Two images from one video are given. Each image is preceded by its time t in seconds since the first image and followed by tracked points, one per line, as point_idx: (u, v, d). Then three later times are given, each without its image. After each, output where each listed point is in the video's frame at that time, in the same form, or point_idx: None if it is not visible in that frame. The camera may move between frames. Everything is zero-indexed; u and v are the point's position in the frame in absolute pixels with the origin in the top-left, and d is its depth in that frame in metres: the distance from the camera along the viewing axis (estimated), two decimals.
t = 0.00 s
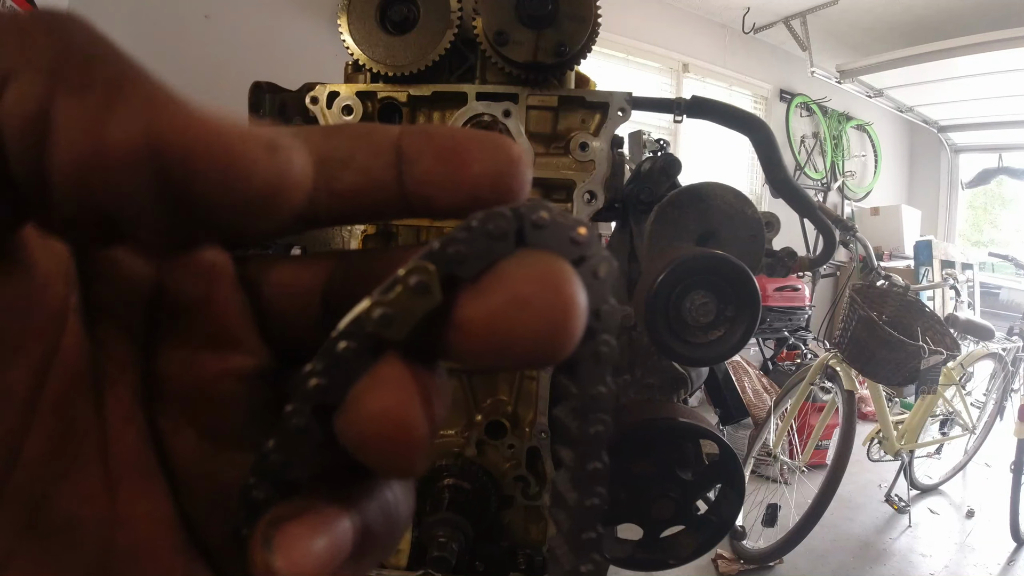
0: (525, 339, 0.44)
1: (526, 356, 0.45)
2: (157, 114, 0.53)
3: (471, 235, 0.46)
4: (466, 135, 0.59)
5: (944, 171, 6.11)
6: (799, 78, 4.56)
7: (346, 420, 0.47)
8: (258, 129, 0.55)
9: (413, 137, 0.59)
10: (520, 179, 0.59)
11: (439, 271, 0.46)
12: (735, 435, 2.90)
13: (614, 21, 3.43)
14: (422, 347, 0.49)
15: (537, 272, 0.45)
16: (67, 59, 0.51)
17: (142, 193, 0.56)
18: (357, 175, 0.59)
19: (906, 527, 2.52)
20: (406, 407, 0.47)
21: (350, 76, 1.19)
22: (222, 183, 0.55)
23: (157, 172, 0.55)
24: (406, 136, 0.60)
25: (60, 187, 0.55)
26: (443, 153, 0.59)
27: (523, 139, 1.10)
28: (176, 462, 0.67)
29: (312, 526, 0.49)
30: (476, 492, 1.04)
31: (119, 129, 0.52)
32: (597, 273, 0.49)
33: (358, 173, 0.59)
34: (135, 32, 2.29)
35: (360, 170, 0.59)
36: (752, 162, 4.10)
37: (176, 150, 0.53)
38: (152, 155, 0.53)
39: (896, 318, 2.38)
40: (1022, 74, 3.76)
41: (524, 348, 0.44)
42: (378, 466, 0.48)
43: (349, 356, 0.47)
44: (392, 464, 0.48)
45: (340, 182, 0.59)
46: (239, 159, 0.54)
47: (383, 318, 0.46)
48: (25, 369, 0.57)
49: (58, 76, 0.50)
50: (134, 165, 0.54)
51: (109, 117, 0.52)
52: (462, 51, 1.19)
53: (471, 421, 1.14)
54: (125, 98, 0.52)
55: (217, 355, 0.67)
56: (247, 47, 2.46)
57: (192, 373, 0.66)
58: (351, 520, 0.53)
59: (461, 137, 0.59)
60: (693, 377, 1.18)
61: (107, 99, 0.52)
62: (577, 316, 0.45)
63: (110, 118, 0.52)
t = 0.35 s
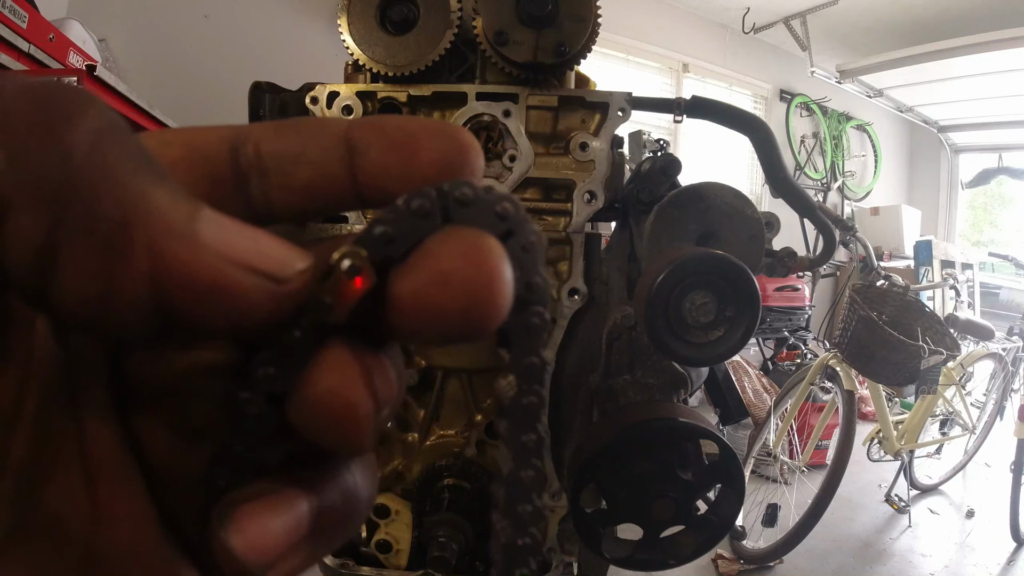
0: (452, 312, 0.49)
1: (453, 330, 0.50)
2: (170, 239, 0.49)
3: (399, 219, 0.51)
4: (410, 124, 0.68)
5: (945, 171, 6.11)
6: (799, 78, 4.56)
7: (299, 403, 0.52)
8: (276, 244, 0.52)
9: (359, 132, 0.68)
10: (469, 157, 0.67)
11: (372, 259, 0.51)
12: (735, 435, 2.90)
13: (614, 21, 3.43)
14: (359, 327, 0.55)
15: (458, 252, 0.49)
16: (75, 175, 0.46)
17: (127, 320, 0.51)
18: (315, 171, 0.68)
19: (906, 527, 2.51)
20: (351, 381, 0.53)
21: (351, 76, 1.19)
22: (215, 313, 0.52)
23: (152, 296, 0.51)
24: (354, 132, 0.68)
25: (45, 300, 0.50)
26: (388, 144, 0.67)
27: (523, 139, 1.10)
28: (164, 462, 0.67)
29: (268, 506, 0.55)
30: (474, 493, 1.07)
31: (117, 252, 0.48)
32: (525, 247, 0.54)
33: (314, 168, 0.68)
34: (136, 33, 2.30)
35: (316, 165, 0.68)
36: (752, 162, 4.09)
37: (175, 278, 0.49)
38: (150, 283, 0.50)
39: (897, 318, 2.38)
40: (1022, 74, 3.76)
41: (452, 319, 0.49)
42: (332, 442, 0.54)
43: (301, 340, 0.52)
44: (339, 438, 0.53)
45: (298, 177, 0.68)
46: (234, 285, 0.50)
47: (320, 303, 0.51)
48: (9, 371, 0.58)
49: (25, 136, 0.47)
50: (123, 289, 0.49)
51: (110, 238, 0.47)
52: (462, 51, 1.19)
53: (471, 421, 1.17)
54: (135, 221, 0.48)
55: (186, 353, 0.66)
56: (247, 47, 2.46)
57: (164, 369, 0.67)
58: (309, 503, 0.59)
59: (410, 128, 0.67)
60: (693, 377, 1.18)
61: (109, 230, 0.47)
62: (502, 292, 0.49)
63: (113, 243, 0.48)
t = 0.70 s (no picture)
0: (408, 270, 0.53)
1: (406, 292, 0.54)
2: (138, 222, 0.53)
3: (345, 189, 0.54)
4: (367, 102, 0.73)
5: (945, 171, 6.11)
6: (799, 78, 4.56)
7: (255, 377, 0.57)
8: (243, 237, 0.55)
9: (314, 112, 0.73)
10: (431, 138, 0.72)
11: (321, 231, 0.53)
12: (735, 435, 2.90)
13: (615, 21, 3.44)
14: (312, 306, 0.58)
15: (408, 212, 0.52)
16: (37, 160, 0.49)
17: (91, 299, 0.55)
18: (270, 151, 0.74)
19: (906, 527, 2.51)
20: (303, 357, 0.57)
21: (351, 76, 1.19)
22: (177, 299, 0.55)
23: (111, 281, 0.54)
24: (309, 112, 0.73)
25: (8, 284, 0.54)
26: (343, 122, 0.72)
27: (523, 140, 1.10)
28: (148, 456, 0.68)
29: (227, 483, 0.60)
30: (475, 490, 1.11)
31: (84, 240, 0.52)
32: (476, 213, 0.56)
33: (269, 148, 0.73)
34: (135, 33, 2.31)
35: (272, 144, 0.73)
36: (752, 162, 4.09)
37: (138, 264, 0.53)
38: (107, 265, 0.53)
39: (897, 318, 2.37)
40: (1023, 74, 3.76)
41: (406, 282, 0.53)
42: (289, 420, 0.59)
43: (257, 318, 0.56)
44: (292, 409, 0.59)
45: (252, 159, 0.74)
46: (198, 271, 0.53)
47: (273, 282, 0.54)
48: None
49: None
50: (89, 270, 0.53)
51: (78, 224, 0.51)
52: (462, 51, 1.19)
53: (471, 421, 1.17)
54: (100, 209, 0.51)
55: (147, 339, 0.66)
56: (248, 46, 2.46)
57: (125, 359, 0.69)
58: (267, 484, 0.62)
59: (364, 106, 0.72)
60: (693, 377, 1.18)
61: (69, 214, 0.51)
62: (451, 254, 0.53)
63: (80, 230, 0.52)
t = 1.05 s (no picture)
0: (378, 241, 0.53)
1: (379, 264, 0.54)
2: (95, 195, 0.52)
3: (314, 159, 0.55)
4: (343, 80, 0.73)
5: (945, 171, 6.12)
6: (799, 78, 4.56)
7: (224, 353, 0.56)
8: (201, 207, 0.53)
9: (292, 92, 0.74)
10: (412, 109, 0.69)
11: (292, 205, 0.54)
12: (735, 435, 2.90)
13: (615, 21, 3.44)
14: (284, 282, 0.59)
15: (379, 183, 0.53)
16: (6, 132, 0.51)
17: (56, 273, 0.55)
18: (248, 131, 0.75)
19: (906, 527, 2.52)
20: (274, 333, 0.58)
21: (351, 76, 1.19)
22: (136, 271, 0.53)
23: (74, 253, 0.54)
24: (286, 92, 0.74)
25: None
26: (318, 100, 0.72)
27: (523, 140, 1.10)
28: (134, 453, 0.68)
29: (199, 464, 0.58)
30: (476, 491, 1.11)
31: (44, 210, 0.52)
32: (452, 185, 0.57)
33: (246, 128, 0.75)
34: (134, 32, 2.31)
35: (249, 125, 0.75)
36: (752, 162, 4.09)
37: (94, 233, 0.52)
38: (69, 236, 0.53)
39: (897, 318, 2.38)
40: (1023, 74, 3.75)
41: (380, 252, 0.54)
42: (261, 400, 0.59)
43: (226, 294, 0.56)
44: (269, 386, 0.58)
45: (230, 141, 0.75)
46: (160, 243, 0.52)
47: (241, 256, 0.54)
48: None
49: None
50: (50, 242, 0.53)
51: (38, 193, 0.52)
52: (462, 51, 1.19)
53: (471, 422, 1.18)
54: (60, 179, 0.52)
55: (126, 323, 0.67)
56: (247, 46, 2.46)
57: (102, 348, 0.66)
58: (240, 467, 0.60)
59: (340, 83, 0.73)
60: (693, 377, 1.18)
61: (31, 184, 0.51)
62: (423, 227, 0.54)
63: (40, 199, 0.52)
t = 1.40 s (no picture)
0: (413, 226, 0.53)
1: (411, 251, 0.54)
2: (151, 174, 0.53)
3: (352, 145, 0.56)
4: (368, 73, 0.72)
5: (944, 171, 6.12)
6: (799, 78, 4.56)
7: (264, 333, 0.59)
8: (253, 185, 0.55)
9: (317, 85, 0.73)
10: (436, 104, 0.69)
11: (330, 190, 0.55)
12: (735, 435, 2.90)
13: (615, 21, 3.44)
14: (323, 264, 0.60)
15: (417, 166, 0.53)
16: (53, 110, 0.51)
17: (99, 253, 0.55)
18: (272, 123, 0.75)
19: (906, 527, 2.51)
20: (314, 314, 0.59)
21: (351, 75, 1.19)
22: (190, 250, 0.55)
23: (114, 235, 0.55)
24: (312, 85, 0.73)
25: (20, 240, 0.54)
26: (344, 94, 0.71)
27: (523, 139, 1.10)
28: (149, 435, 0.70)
29: (234, 445, 0.57)
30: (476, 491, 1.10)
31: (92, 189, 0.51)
32: (481, 172, 0.58)
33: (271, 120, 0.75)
34: (135, 32, 2.31)
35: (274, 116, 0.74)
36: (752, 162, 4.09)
37: (148, 212, 0.53)
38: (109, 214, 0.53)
39: (897, 318, 2.37)
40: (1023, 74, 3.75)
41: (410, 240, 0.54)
42: (300, 378, 0.61)
43: (266, 277, 0.59)
44: (307, 364, 0.60)
45: (258, 133, 0.75)
46: (208, 223, 0.54)
47: (282, 240, 0.56)
48: None
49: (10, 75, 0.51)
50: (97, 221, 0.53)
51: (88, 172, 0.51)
52: (462, 51, 1.19)
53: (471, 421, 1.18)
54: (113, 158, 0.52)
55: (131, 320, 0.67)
56: (247, 47, 2.47)
57: (128, 332, 0.69)
58: (277, 445, 0.61)
59: (366, 72, 0.73)
60: (693, 378, 1.18)
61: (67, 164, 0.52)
62: (455, 217, 0.53)
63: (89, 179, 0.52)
